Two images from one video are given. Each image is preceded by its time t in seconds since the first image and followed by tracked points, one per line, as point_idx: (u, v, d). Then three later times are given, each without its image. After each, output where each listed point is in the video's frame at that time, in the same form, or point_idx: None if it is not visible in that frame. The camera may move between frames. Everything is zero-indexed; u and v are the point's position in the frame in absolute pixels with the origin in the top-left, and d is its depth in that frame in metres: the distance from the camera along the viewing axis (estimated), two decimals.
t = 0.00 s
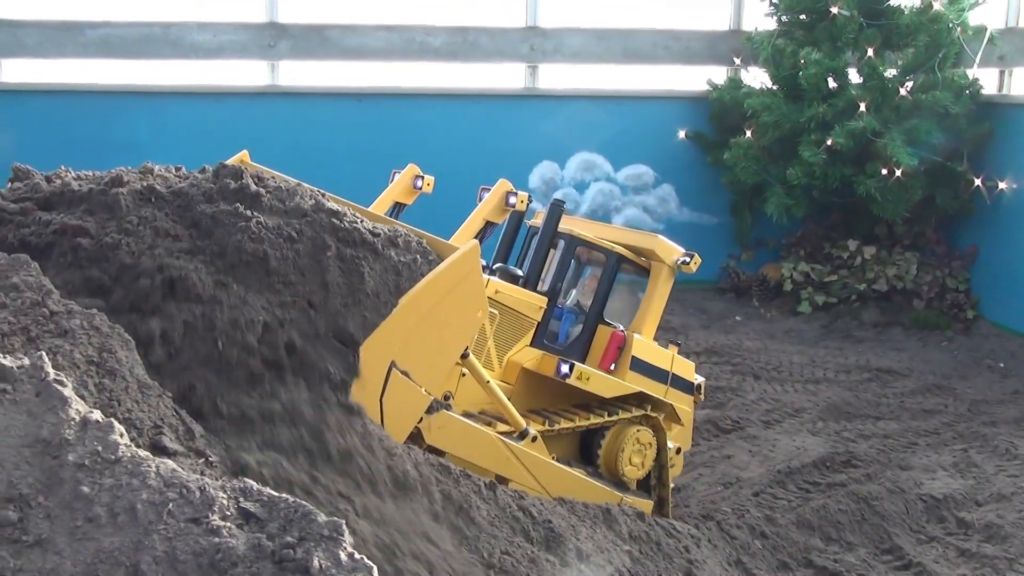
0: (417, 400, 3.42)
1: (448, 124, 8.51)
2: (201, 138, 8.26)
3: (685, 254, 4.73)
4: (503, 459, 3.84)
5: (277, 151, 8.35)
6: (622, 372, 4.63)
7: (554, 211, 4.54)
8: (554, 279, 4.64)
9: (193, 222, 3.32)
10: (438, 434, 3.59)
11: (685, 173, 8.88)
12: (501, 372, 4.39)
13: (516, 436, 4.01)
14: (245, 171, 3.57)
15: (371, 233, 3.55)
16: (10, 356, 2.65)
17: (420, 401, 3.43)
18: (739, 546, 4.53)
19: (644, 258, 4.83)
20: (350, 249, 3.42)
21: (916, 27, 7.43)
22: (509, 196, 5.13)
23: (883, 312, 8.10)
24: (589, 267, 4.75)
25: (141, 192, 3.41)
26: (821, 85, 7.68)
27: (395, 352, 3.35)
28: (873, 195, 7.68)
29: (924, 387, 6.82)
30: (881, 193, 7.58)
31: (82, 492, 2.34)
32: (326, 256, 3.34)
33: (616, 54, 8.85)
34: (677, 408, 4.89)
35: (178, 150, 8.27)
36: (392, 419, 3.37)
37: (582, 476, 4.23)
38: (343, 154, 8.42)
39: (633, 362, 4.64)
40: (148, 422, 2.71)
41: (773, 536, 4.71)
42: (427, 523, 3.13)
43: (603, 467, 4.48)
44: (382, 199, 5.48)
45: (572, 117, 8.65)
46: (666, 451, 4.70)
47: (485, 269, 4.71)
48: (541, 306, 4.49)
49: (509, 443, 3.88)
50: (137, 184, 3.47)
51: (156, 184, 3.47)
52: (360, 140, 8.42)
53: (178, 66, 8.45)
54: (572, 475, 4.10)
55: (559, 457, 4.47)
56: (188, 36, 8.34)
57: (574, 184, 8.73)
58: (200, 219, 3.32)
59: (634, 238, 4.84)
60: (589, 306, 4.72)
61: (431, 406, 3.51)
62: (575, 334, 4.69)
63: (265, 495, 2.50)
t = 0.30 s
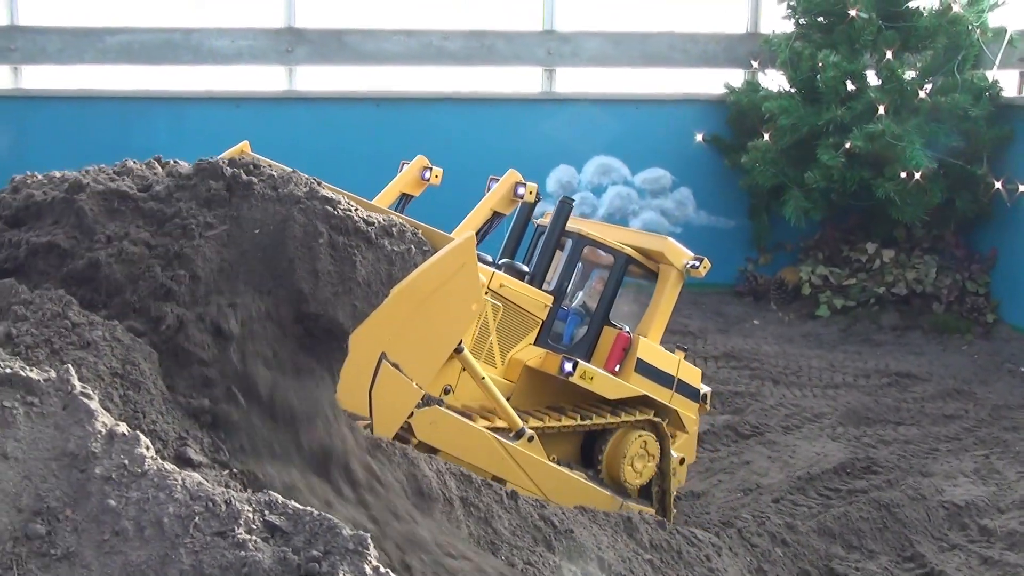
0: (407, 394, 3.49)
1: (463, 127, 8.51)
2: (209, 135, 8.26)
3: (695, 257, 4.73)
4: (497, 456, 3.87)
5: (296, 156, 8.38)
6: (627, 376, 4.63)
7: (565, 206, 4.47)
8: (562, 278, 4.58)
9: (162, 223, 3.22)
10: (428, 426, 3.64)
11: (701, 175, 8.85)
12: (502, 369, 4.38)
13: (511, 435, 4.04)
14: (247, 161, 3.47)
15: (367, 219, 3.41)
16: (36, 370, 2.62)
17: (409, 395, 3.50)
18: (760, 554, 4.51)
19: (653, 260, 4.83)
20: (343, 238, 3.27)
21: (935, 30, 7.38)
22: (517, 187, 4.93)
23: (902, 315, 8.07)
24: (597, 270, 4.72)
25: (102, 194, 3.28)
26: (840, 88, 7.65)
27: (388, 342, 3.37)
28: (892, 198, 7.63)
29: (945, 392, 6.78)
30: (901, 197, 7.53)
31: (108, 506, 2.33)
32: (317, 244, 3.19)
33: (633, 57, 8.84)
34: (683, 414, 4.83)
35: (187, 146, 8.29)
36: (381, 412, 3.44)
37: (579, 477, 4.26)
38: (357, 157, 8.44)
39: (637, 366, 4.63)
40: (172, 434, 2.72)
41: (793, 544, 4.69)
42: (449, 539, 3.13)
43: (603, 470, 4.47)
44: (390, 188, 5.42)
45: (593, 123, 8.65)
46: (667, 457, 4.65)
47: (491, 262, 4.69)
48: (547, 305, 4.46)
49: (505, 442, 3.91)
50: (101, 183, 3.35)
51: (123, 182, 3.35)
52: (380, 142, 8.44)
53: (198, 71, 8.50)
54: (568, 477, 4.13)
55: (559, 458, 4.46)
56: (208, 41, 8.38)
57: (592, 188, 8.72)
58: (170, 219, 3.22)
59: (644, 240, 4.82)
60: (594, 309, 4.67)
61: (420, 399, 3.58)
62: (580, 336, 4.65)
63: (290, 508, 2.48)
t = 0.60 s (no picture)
0: (404, 395, 3.38)
1: (477, 131, 8.52)
2: (221, 138, 8.28)
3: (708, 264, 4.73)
4: (498, 460, 3.71)
5: (312, 159, 8.41)
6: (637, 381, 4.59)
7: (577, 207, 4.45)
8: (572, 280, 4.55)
9: (143, 231, 3.25)
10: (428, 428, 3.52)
11: (715, 179, 8.84)
12: (509, 369, 4.37)
13: (514, 439, 3.87)
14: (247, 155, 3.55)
15: (368, 217, 3.45)
16: (64, 380, 2.66)
17: (407, 396, 3.39)
18: (779, 562, 4.50)
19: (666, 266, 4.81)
20: (342, 234, 3.30)
21: (952, 34, 7.37)
22: (532, 183, 4.87)
23: (919, 320, 8.05)
24: (609, 275, 4.70)
25: (78, 206, 3.29)
26: (856, 92, 7.63)
27: (384, 342, 3.28)
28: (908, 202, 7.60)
29: (963, 397, 6.76)
30: (918, 201, 7.51)
31: (136, 515, 2.32)
32: (316, 241, 3.22)
33: (648, 61, 8.85)
34: (692, 421, 4.82)
35: (200, 148, 8.31)
36: (377, 412, 3.35)
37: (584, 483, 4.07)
38: (371, 162, 8.47)
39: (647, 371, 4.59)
40: (196, 445, 2.77)
41: (813, 552, 4.68)
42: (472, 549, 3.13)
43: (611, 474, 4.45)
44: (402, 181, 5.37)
45: (609, 128, 8.65)
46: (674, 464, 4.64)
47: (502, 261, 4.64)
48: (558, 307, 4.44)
49: (507, 445, 3.75)
50: (77, 193, 3.36)
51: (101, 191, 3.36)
52: (396, 145, 8.46)
53: (213, 76, 8.53)
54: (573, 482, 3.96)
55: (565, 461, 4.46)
56: (223, 46, 8.41)
57: (607, 193, 8.72)
58: (156, 231, 3.25)
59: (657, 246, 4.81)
60: (604, 313, 4.65)
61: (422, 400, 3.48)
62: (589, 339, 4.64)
63: (316, 518, 2.48)
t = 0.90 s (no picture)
0: (416, 402, 3.31)
1: (492, 137, 8.54)
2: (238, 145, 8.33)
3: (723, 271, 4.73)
4: (511, 468, 3.63)
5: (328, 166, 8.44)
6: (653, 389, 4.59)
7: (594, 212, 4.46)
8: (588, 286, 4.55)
9: (154, 242, 3.24)
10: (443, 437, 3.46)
11: (731, 184, 8.83)
12: (525, 375, 4.34)
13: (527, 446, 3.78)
14: (262, 164, 3.60)
15: (382, 224, 3.44)
16: (92, 391, 2.68)
17: (421, 405, 3.33)
18: (798, 569, 4.49)
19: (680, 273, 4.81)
20: (355, 242, 3.29)
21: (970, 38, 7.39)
22: (548, 189, 4.90)
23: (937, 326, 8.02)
24: (624, 282, 4.70)
25: (86, 221, 3.28)
26: (874, 97, 7.61)
27: (399, 350, 3.24)
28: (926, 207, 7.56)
29: (982, 404, 6.73)
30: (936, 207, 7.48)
31: (162, 524, 2.32)
32: (327, 248, 3.22)
33: (664, 67, 8.86)
34: (708, 430, 4.81)
35: (217, 155, 8.36)
36: (391, 420, 3.29)
37: (600, 492, 4.00)
38: (387, 168, 8.50)
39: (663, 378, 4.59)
40: (219, 454, 2.83)
41: (832, 560, 4.66)
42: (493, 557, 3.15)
43: (626, 482, 4.44)
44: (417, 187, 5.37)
45: (624, 134, 8.66)
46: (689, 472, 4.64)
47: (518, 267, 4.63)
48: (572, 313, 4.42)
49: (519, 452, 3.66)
50: (87, 207, 3.35)
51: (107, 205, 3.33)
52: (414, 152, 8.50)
53: (231, 83, 8.58)
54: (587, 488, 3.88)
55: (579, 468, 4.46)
56: (241, 54, 8.48)
57: (623, 199, 8.73)
58: (165, 243, 3.24)
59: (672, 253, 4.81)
60: (619, 319, 4.66)
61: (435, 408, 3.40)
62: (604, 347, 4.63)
63: (340, 527, 2.49)
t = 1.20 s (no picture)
0: (435, 412, 3.33)
1: (503, 143, 8.57)
2: (250, 149, 8.37)
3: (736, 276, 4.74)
4: (527, 474, 3.61)
5: (340, 170, 8.48)
6: (667, 393, 4.60)
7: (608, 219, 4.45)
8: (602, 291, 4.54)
9: (175, 250, 3.27)
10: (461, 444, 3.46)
11: (743, 187, 8.82)
12: (539, 381, 4.35)
13: (542, 454, 3.78)
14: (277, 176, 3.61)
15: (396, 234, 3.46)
16: (106, 392, 2.70)
17: (438, 412, 3.35)
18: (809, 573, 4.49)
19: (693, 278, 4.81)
20: (372, 253, 3.33)
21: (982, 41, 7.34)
22: (561, 196, 4.90)
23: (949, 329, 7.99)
24: (637, 286, 4.69)
25: (109, 228, 3.33)
26: (885, 99, 7.59)
27: (416, 358, 3.27)
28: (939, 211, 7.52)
29: (994, 407, 6.70)
30: (948, 209, 7.45)
31: (176, 525, 2.34)
32: (345, 261, 3.26)
33: (675, 70, 8.86)
34: (721, 433, 4.83)
35: (229, 159, 8.40)
36: (407, 427, 3.31)
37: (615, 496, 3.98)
38: (398, 171, 8.53)
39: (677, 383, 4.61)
40: (232, 456, 2.86)
41: (844, 563, 4.65)
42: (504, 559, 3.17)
43: (642, 484, 4.43)
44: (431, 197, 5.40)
45: (635, 137, 8.67)
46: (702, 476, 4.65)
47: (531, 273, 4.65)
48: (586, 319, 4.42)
49: (535, 459, 3.66)
50: (109, 216, 3.40)
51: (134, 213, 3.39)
52: (425, 155, 8.53)
53: (243, 87, 8.63)
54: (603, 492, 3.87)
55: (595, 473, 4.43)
56: (253, 58, 8.53)
57: (634, 202, 8.74)
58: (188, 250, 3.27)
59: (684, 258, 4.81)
60: (632, 324, 4.65)
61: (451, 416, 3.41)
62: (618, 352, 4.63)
63: (351, 529, 2.51)
